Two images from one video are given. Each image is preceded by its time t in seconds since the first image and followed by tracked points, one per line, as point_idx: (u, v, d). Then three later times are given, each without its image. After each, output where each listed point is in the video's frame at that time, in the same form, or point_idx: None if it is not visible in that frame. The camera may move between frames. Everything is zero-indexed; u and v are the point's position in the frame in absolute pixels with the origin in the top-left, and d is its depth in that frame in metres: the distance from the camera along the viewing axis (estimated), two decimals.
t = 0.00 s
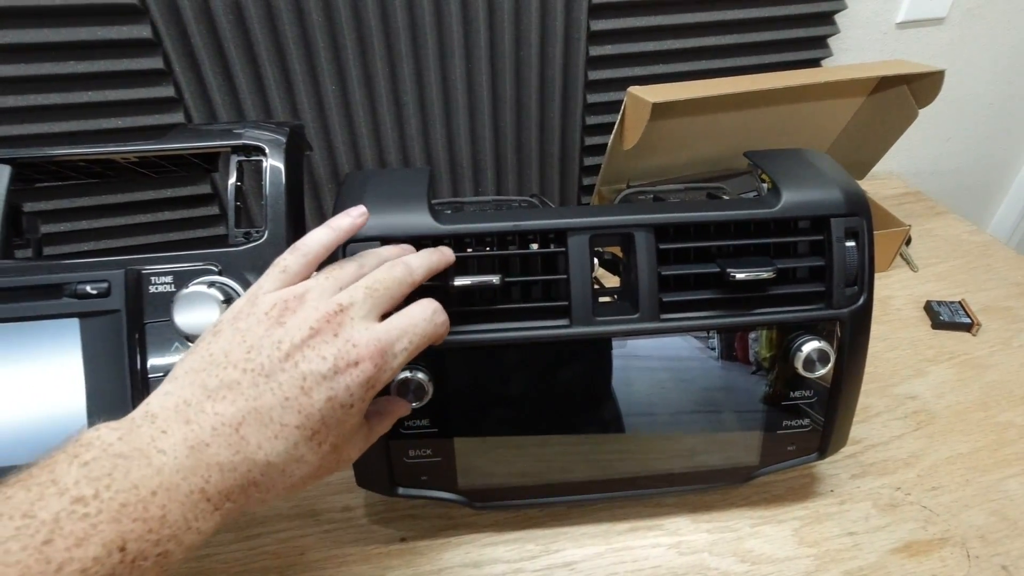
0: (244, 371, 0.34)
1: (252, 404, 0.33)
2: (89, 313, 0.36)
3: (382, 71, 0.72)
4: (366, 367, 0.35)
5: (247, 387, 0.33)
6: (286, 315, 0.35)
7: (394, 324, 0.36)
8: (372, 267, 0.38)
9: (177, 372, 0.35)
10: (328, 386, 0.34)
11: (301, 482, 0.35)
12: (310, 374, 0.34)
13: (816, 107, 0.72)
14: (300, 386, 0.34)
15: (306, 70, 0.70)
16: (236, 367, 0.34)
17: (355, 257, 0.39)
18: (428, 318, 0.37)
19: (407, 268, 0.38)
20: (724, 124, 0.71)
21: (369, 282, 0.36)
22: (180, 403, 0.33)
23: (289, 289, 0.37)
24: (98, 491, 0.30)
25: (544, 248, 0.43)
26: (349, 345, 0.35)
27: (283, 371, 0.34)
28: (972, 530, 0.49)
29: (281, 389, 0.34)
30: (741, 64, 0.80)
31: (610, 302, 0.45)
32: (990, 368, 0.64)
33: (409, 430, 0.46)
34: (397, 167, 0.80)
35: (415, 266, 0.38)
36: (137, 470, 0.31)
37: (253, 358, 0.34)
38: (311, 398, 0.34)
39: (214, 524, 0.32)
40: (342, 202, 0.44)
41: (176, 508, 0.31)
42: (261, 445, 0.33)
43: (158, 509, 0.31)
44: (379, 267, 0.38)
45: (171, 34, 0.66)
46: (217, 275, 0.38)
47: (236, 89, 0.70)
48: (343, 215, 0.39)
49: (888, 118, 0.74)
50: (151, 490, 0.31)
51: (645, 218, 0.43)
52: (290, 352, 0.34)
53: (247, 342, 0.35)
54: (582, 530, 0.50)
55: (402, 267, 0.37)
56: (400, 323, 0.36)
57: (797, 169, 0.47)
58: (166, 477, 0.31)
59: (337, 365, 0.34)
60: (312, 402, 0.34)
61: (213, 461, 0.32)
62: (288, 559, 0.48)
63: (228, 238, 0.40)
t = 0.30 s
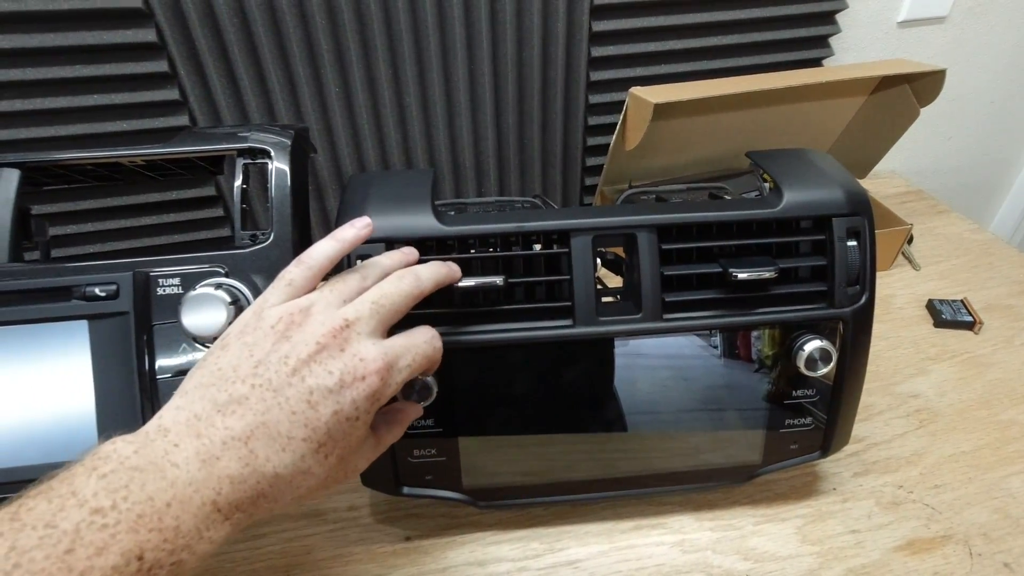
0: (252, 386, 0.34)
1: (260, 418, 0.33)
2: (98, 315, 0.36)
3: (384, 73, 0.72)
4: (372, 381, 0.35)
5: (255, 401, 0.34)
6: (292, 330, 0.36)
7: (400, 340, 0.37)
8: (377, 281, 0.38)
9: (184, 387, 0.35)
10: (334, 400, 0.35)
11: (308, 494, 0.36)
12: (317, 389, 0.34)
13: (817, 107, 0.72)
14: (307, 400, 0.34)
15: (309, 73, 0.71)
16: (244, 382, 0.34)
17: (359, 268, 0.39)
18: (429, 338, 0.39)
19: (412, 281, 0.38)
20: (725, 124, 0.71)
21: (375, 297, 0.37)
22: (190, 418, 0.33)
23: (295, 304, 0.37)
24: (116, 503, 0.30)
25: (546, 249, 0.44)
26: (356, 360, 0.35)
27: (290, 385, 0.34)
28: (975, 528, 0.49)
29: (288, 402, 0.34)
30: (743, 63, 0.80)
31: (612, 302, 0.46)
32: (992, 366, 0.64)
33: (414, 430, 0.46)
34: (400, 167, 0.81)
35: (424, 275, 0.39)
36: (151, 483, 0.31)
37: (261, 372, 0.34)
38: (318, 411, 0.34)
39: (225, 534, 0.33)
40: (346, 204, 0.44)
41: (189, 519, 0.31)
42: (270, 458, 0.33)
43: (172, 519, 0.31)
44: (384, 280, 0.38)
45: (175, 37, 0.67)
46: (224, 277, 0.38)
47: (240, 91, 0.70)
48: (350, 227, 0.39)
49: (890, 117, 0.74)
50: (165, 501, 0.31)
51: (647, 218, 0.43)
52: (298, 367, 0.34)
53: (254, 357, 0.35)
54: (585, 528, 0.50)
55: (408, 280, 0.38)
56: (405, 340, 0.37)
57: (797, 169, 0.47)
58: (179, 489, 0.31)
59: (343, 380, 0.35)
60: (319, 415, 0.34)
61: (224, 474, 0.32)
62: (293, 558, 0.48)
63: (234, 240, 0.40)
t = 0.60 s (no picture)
0: (246, 378, 0.34)
1: (253, 409, 0.33)
2: (96, 313, 0.36)
3: (384, 72, 0.72)
4: (366, 375, 0.35)
5: (248, 393, 0.34)
6: (287, 325, 0.36)
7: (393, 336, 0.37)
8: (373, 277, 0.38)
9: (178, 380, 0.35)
10: (327, 394, 0.35)
11: (299, 488, 0.35)
12: (311, 382, 0.34)
13: (817, 104, 0.72)
14: (300, 393, 0.34)
15: (309, 73, 0.71)
16: (238, 374, 0.34)
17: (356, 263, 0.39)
18: (423, 334, 0.38)
19: (408, 277, 0.38)
20: (725, 121, 0.71)
21: (370, 293, 0.37)
22: (183, 408, 0.33)
23: (290, 300, 0.37)
24: (103, 493, 0.30)
25: (545, 246, 0.44)
26: (350, 355, 0.35)
27: (284, 378, 0.34)
28: (976, 525, 0.49)
29: (281, 395, 0.34)
30: (743, 61, 0.80)
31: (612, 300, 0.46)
32: (994, 363, 0.64)
33: (414, 428, 0.46)
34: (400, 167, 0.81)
35: (421, 272, 0.39)
36: (141, 472, 0.31)
37: (255, 366, 0.34)
38: (311, 404, 0.34)
39: (214, 526, 0.32)
40: (345, 203, 0.44)
41: (178, 509, 0.31)
42: (261, 450, 0.33)
43: (161, 509, 0.30)
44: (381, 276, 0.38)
45: (174, 37, 0.67)
46: (223, 276, 0.38)
47: (239, 90, 0.70)
48: (344, 224, 0.39)
49: (890, 114, 0.74)
50: (154, 490, 0.31)
51: (646, 215, 0.43)
52: (292, 360, 0.35)
53: (249, 351, 0.35)
54: (585, 526, 0.50)
55: (405, 276, 0.38)
56: (399, 337, 0.37)
57: (796, 165, 0.47)
58: (169, 479, 0.31)
59: (337, 373, 0.35)
60: (312, 408, 0.34)
61: (215, 464, 0.32)
62: (293, 557, 0.48)
63: (233, 239, 0.40)
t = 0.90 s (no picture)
0: (307, 525, 0.31)
1: (309, 563, 0.30)
2: (90, 313, 0.36)
3: (381, 71, 0.72)
4: (430, 525, 0.30)
5: (307, 543, 0.31)
6: (353, 464, 0.32)
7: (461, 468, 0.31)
8: (449, 394, 0.33)
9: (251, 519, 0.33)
10: (388, 546, 0.30)
11: None
12: (372, 534, 0.31)
13: (815, 100, 0.72)
14: (361, 546, 0.30)
15: (305, 72, 0.71)
16: (300, 520, 0.31)
17: (434, 365, 0.35)
18: (504, 458, 0.31)
19: (485, 397, 0.33)
20: (724, 119, 0.71)
21: (440, 420, 0.32)
22: (243, 555, 0.31)
23: (361, 426, 0.33)
24: None
25: (542, 244, 0.44)
26: (417, 502, 0.31)
27: (345, 528, 0.31)
28: (976, 522, 0.49)
29: (341, 547, 0.30)
30: (741, 57, 0.80)
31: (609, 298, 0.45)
32: (994, 360, 0.64)
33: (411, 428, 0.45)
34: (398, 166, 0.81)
35: (502, 377, 0.33)
36: None
37: (318, 510, 0.31)
38: (371, 559, 0.30)
39: None
40: (341, 202, 0.44)
41: None
42: None
43: None
44: (458, 391, 0.33)
45: (170, 37, 0.67)
46: (216, 275, 0.37)
47: (236, 90, 0.70)
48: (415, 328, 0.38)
49: (889, 111, 0.74)
50: None
51: (643, 212, 0.43)
52: (355, 508, 0.31)
53: (314, 490, 0.32)
54: (584, 525, 0.50)
55: (482, 394, 0.33)
56: (468, 470, 0.31)
57: (794, 161, 0.47)
58: None
59: (399, 525, 0.30)
60: (372, 565, 0.30)
61: None
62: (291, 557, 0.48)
63: (227, 237, 0.39)
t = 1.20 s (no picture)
0: None
1: None
2: (85, 318, 0.36)
3: (378, 72, 0.72)
4: None
5: None
6: None
7: (535, 555, 0.34)
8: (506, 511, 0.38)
9: None
10: None
11: None
12: None
13: (815, 99, 0.72)
14: None
15: (301, 73, 0.70)
16: None
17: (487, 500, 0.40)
18: (569, 543, 0.35)
19: (536, 497, 0.37)
20: (723, 118, 0.70)
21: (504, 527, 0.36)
22: None
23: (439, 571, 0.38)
24: None
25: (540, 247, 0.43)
26: None
27: None
28: (978, 523, 0.49)
29: None
30: (740, 56, 0.79)
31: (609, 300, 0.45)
32: (995, 359, 0.63)
33: (409, 431, 0.44)
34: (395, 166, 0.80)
35: (547, 482, 0.38)
36: None
37: None
38: None
39: None
40: (337, 204, 0.43)
41: None
42: None
43: None
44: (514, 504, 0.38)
45: (165, 38, 0.66)
46: (212, 280, 0.37)
47: (232, 91, 0.70)
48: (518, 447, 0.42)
49: (888, 109, 0.74)
50: None
51: (642, 213, 0.43)
52: None
53: None
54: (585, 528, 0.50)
55: (535, 493, 0.37)
56: (540, 558, 0.34)
57: (794, 161, 0.47)
58: None
59: None
60: None
61: None
62: (289, 562, 0.48)
63: (222, 241, 0.39)
